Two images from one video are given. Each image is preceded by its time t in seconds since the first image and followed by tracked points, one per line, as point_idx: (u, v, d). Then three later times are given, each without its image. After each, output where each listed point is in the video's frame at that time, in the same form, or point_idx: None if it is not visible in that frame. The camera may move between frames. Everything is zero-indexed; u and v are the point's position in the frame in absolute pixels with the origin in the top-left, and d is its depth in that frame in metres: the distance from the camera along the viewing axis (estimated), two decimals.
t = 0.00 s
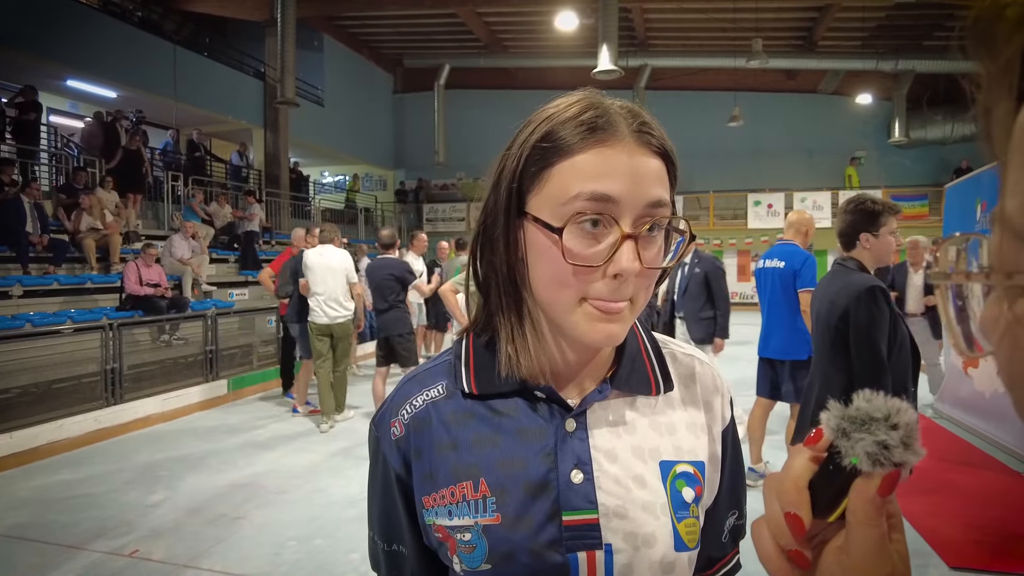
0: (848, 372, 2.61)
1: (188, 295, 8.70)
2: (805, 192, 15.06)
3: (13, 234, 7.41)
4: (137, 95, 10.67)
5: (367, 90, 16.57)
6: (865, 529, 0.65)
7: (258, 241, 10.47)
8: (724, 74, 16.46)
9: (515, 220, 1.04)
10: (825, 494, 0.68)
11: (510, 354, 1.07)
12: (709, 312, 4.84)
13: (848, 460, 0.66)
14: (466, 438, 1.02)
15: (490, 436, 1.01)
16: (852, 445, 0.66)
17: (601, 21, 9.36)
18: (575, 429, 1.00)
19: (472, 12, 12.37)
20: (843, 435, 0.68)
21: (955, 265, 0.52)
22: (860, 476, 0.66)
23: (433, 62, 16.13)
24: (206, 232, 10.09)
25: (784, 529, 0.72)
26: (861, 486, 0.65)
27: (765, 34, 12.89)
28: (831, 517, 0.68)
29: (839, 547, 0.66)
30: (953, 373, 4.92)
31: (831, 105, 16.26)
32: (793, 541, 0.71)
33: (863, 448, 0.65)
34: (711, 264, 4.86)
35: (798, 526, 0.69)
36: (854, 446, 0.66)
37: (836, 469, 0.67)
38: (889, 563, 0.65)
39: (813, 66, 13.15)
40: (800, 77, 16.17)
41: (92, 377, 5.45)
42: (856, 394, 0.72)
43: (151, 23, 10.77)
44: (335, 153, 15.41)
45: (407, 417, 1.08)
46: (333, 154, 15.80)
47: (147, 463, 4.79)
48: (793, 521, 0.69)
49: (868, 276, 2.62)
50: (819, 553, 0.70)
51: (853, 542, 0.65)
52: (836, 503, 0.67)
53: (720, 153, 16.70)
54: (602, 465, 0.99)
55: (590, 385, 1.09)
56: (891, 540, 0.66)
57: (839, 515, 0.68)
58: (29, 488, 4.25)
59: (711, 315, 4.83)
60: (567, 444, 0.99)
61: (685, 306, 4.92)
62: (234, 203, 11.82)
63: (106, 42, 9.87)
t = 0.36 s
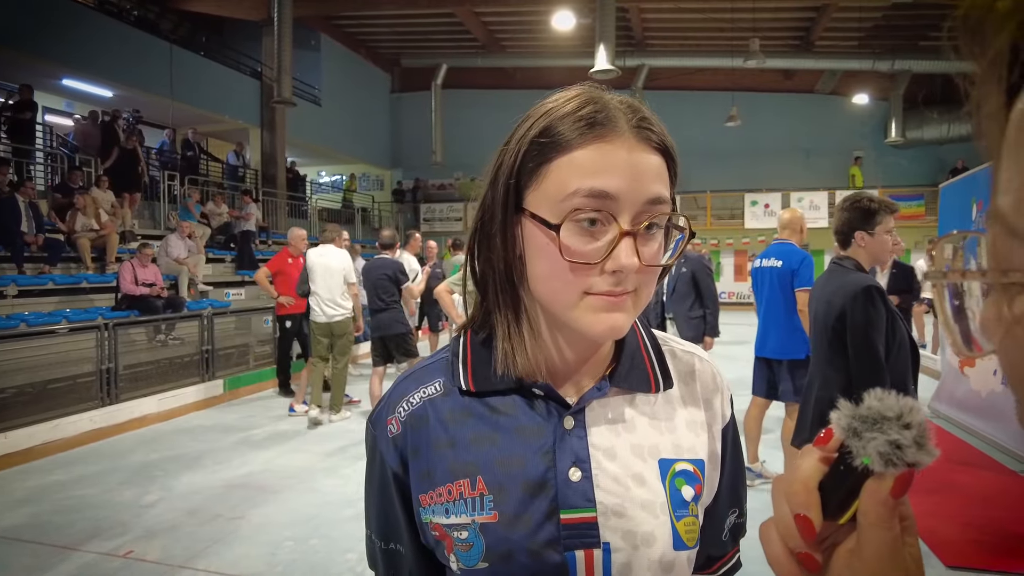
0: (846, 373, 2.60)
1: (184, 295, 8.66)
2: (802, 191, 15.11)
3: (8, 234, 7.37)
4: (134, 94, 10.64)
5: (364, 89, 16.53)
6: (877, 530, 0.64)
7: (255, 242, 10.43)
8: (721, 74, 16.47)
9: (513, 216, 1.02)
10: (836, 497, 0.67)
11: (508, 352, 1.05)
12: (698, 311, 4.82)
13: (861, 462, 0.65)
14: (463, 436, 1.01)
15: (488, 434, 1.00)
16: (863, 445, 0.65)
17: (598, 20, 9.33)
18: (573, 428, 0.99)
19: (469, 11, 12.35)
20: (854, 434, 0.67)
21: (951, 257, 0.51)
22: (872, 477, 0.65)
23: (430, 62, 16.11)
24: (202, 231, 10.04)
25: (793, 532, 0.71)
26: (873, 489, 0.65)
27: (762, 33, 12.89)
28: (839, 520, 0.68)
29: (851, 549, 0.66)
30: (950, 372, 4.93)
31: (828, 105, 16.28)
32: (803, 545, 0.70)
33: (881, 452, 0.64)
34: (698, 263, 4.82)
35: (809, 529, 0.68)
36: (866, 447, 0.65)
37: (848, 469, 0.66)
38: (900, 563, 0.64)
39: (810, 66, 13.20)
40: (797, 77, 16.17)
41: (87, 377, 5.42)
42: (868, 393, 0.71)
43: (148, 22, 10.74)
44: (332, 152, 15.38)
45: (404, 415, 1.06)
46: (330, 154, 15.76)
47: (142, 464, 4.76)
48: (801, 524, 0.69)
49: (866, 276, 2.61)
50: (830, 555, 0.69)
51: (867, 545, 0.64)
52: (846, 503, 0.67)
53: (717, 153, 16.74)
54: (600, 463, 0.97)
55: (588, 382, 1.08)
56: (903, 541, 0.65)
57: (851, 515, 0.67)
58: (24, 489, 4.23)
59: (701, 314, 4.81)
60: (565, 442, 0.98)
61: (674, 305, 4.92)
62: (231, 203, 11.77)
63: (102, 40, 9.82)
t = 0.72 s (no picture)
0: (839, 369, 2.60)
1: (176, 295, 8.59)
2: (796, 191, 15.18)
3: None
4: (126, 93, 10.55)
5: (358, 88, 16.47)
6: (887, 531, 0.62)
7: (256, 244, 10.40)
8: (716, 75, 16.52)
9: (508, 204, 1.01)
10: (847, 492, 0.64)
11: (503, 341, 1.04)
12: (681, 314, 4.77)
13: (868, 454, 0.63)
14: (456, 426, 0.99)
15: (481, 424, 0.98)
16: (871, 439, 0.64)
17: (593, 20, 9.30)
18: (568, 417, 0.98)
19: (463, 10, 12.32)
20: (861, 428, 0.66)
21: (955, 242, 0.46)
22: (882, 473, 0.63)
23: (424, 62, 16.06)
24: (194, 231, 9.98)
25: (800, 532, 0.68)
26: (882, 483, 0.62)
27: (755, 34, 12.94)
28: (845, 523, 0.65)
29: (861, 549, 0.64)
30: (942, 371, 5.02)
31: (821, 106, 16.36)
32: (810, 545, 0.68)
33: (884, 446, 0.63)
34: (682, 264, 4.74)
35: (816, 528, 0.66)
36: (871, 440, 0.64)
37: (856, 464, 0.64)
38: (912, 565, 0.62)
39: (803, 66, 13.24)
40: (790, 78, 16.22)
41: (78, 377, 5.38)
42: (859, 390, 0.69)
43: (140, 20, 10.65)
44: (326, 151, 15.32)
45: (395, 405, 1.05)
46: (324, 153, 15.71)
47: (133, 464, 4.72)
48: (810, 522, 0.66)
49: (859, 273, 2.62)
50: (839, 557, 0.66)
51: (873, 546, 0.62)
52: (855, 501, 0.64)
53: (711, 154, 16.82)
54: (595, 454, 0.96)
55: (583, 373, 1.07)
56: (916, 541, 0.63)
57: (860, 514, 0.64)
58: (12, 490, 4.18)
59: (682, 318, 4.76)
60: (560, 433, 0.97)
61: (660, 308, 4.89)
62: (223, 202, 11.70)
63: (92, 37, 9.74)
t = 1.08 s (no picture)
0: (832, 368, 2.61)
1: (166, 294, 8.53)
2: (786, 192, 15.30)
3: None
4: (116, 92, 10.47)
5: (350, 88, 16.43)
6: (926, 537, 0.47)
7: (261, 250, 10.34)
8: (707, 76, 16.60)
9: (506, 200, 1.01)
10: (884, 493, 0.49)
11: (501, 339, 1.04)
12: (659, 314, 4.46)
13: (908, 457, 0.47)
14: (454, 425, 0.99)
15: (479, 424, 0.98)
16: (914, 441, 0.47)
17: (585, 19, 9.31)
18: (567, 418, 0.97)
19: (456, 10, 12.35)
20: (903, 431, 0.49)
21: (998, 250, 0.42)
22: (923, 476, 0.47)
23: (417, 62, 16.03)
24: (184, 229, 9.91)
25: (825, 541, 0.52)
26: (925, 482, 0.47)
27: (746, 35, 13.03)
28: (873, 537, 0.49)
29: (899, 558, 0.48)
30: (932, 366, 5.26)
31: (811, 107, 16.46)
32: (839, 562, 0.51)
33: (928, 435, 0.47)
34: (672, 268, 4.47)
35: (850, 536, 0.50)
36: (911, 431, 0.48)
37: (896, 468, 0.48)
38: None
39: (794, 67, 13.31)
40: (781, 79, 16.33)
41: (66, 378, 5.32)
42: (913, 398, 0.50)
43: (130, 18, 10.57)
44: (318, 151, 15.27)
45: (393, 404, 1.04)
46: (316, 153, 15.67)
47: (122, 466, 4.67)
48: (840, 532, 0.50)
49: (852, 272, 2.63)
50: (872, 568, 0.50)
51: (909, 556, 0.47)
52: (894, 506, 0.48)
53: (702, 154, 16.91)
54: (594, 454, 0.95)
55: (582, 371, 1.06)
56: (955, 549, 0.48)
57: (897, 521, 0.48)
58: None
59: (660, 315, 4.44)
60: (559, 432, 0.96)
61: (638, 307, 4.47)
62: (215, 202, 11.64)
63: (82, 33, 9.67)
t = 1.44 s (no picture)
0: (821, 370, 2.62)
1: (153, 295, 8.44)
2: (775, 192, 15.38)
3: None
4: (101, 90, 10.34)
5: (339, 88, 16.33)
6: (922, 540, 0.73)
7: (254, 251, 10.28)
8: (697, 77, 16.68)
9: (501, 201, 1.00)
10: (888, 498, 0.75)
11: (495, 345, 1.02)
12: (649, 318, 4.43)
13: (905, 463, 0.73)
14: (448, 433, 0.97)
15: (473, 432, 0.96)
16: (909, 446, 0.73)
17: (574, 19, 9.29)
18: (562, 425, 0.97)
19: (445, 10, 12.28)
20: (894, 433, 0.75)
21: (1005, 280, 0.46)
22: (916, 481, 0.73)
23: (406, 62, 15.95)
24: (171, 230, 9.80)
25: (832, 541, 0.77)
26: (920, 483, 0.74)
27: (735, 36, 13.05)
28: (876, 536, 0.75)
29: (895, 563, 0.74)
30: (924, 367, 5.48)
31: (799, 108, 16.57)
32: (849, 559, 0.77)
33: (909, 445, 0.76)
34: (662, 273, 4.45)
35: (847, 539, 0.76)
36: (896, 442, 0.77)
37: (890, 473, 0.74)
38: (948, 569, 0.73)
39: (782, 69, 13.41)
40: (770, 80, 16.39)
41: (50, 380, 5.22)
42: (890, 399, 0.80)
43: (115, 17, 10.44)
44: (306, 151, 15.16)
45: (385, 412, 1.03)
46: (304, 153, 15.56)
47: (110, 468, 4.62)
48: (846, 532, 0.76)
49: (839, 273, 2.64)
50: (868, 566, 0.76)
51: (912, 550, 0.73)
52: (888, 512, 0.75)
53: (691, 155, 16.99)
54: (590, 462, 0.95)
55: (579, 377, 1.05)
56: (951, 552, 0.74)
57: (890, 527, 0.75)
58: None
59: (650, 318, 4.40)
60: (554, 440, 0.95)
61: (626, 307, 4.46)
62: (202, 202, 11.52)
63: (64, 29, 9.49)
